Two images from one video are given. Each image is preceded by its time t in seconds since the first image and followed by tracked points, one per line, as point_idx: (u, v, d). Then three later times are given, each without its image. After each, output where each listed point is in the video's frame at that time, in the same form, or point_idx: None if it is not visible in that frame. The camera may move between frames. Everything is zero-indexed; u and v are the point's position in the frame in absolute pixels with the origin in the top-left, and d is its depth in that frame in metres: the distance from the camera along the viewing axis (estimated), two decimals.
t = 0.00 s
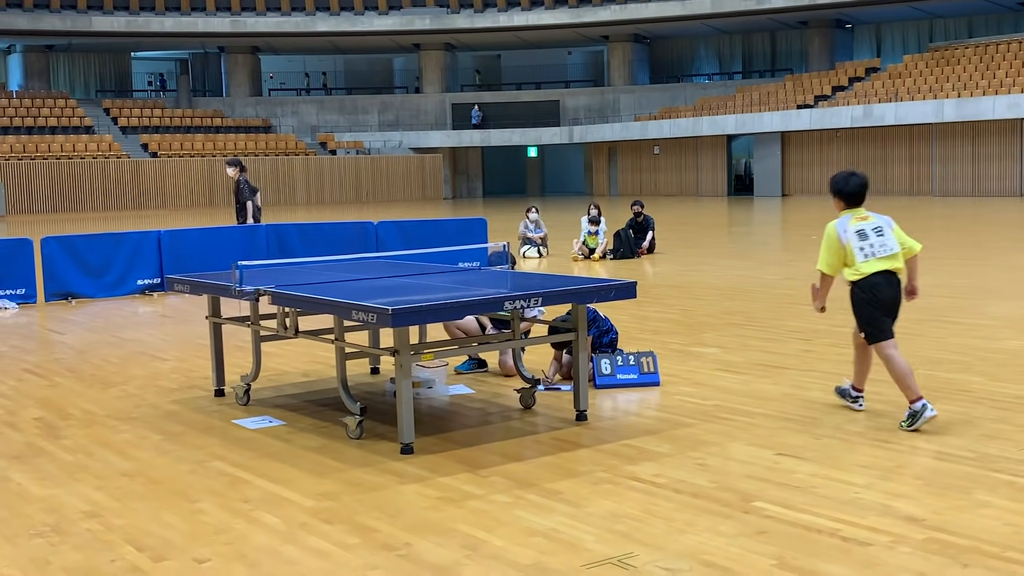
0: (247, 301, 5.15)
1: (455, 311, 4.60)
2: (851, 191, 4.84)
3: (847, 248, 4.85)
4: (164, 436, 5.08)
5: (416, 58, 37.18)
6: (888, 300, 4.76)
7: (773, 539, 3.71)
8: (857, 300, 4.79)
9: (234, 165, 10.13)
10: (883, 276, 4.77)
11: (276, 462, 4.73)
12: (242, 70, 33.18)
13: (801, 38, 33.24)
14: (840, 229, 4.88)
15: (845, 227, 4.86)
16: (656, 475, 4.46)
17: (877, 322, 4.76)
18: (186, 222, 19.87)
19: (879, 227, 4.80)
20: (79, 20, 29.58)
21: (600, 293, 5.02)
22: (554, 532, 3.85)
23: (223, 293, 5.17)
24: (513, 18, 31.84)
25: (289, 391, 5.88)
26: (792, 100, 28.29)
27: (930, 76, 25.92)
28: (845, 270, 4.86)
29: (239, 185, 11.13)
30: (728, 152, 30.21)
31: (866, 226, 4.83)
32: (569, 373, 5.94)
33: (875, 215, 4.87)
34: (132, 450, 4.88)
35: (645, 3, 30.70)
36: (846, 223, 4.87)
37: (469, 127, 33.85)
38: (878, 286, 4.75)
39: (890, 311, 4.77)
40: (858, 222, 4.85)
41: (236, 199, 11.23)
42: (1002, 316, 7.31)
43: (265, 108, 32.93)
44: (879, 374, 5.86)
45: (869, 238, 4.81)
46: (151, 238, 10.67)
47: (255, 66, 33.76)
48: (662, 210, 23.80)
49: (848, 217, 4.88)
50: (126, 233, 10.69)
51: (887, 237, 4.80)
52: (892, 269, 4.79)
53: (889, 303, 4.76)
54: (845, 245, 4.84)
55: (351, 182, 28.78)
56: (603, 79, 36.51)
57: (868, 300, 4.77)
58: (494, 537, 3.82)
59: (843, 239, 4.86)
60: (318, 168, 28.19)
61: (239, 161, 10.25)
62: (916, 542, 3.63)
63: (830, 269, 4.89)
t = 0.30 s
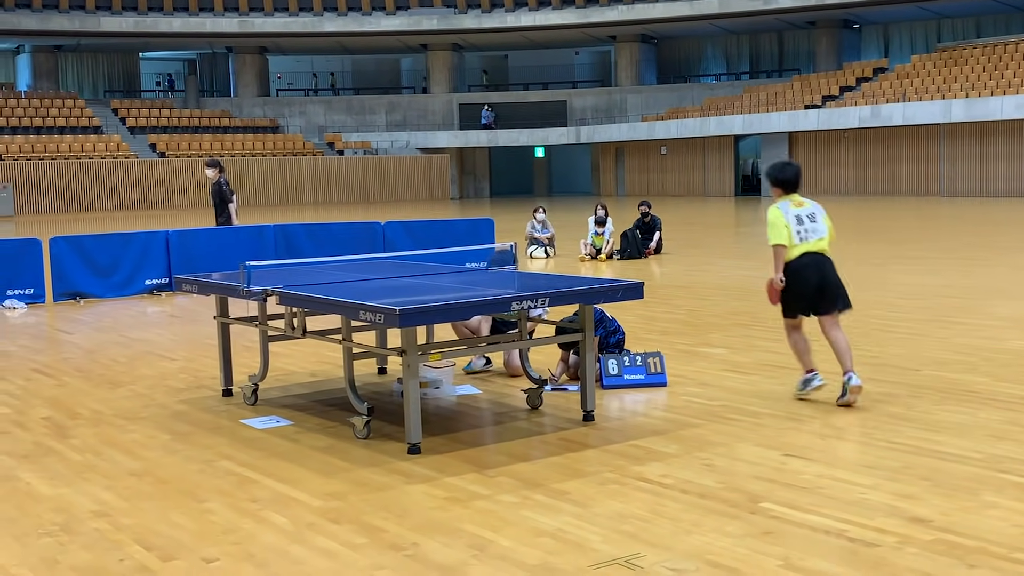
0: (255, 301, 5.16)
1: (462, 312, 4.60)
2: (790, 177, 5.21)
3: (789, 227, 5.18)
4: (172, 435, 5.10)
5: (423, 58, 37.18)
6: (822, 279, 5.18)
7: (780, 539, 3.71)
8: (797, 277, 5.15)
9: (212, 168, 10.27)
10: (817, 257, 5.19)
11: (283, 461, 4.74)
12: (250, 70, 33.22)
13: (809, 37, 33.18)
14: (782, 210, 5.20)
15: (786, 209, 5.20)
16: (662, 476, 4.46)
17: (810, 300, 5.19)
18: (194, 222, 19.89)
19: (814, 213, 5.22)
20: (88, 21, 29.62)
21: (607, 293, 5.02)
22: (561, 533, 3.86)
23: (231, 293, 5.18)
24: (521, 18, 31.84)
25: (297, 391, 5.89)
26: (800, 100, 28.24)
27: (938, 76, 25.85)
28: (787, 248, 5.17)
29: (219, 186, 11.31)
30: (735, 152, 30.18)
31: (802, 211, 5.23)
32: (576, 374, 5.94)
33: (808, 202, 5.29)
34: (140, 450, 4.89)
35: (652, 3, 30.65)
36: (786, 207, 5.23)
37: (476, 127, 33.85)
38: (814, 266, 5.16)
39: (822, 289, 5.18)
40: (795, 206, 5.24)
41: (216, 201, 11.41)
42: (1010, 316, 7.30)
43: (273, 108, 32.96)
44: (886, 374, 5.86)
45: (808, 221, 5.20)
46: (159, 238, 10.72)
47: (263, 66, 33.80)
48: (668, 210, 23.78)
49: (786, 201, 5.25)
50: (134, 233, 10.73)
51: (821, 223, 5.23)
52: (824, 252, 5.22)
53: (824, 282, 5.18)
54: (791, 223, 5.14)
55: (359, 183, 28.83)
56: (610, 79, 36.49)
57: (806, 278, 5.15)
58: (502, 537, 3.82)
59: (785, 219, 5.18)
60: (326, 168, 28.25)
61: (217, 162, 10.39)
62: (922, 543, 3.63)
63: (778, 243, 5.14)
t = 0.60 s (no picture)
0: (263, 302, 5.17)
1: (470, 313, 4.60)
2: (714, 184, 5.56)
3: (724, 232, 5.57)
4: (181, 436, 5.11)
5: (431, 60, 37.19)
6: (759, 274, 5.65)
7: (790, 542, 3.70)
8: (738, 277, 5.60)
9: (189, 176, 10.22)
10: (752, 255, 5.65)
11: (292, 462, 4.75)
12: (258, 71, 33.28)
13: (817, 38, 33.13)
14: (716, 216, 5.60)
15: (719, 214, 5.58)
16: (671, 477, 4.45)
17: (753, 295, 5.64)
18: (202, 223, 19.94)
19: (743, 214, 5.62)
20: (96, 22, 29.68)
21: (615, 295, 5.02)
22: (569, 534, 3.85)
23: (239, 293, 5.18)
24: (528, 19, 31.82)
25: (305, 391, 5.90)
26: (808, 101, 28.19)
27: (946, 77, 25.77)
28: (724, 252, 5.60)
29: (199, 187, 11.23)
30: (743, 153, 30.17)
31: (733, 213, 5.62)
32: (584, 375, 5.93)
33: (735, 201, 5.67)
34: (149, 450, 4.90)
35: (660, 5, 30.60)
36: (718, 212, 5.59)
37: (483, 128, 33.85)
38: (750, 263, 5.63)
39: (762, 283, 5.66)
40: (725, 210, 5.60)
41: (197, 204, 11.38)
42: (1019, 318, 7.28)
43: (280, 109, 32.99)
44: (895, 376, 5.85)
45: (740, 222, 5.60)
46: (167, 238, 10.75)
47: (271, 68, 33.86)
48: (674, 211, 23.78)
49: (716, 206, 5.60)
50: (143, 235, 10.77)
51: (751, 220, 5.64)
52: (756, 249, 5.68)
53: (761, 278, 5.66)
54: (725, 230, 5.54)
55: (367, 185, 28.86)
56: (618, 80, 36.46)
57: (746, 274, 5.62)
58: (509, 539, 3.82)
59: (719, 224, 5.57)
60: (333, 169, 28.29)
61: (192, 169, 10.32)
62: (932, 545, 3.62)
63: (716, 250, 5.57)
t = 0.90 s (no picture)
0: (273, 303, 5.18)
1: (479, 314, 4.61)
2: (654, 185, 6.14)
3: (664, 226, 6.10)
4: (191, 436, 5.12)
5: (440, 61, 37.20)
6: (687, 269, 6.21)
7: (800, 543, 3.69)
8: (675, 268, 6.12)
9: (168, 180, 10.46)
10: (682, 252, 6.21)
11: (301, 463, 4.76)
12: (268, 74, 33.35)
13: (826, 38, 33.06)
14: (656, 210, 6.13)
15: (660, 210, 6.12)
16: (680, 479, 4.45)
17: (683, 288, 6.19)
18: (212, 225, 19.97)
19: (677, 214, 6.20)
20: (106, 24, 29.73)
21: (625, 295, 5.01)
22: (578, 535, 3.85)
23: (250, 294, 5.19)
24: (538, 20, 31.80)
25: (315, 392, 5.90)
26: (818, 102, 28.13)
27: (957, 77, 25.69)
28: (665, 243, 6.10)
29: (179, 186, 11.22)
30: (753, 153, 30.13)
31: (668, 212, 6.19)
32: (593, 375, 5.92)
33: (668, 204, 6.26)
34: (161, 451, 4.91)
35: (669, 6, 30.52)
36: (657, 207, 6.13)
37: (493, 129, 33.84)
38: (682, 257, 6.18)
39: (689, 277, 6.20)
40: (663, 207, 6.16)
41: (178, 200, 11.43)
42: None
43: (290, 111, 32.98)
44: (905, 376, 5.83)
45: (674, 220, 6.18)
46: (178, 239, 10.77)
47: (280, 70, 33.91)
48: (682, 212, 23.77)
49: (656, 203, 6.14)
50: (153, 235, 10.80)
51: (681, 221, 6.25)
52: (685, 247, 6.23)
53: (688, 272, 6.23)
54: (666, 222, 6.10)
55: (377, 186, 28.90)
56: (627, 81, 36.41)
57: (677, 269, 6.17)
58: (519, 540, 3.82)
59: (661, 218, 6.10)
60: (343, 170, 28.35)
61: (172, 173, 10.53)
62: (943, 547, 3.61)
63: (658, 241, 6.07)
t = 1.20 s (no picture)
0: (286, 305, 5.20)
1: (491, 316, 4.62)
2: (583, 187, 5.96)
3: (586, 232, 6.03)
4: (205, 439, 5.14)
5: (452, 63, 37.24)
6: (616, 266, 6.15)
7: (814, 545, 3.68)
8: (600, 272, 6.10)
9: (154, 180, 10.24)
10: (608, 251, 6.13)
11: (314, 465, 4.77)
12: (280, 76, 33.46)
13: (838, 38, 32.96)
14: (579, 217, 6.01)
15: (583, 216, 5.98)
16: (693, 481, 4.44)
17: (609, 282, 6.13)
18: (225, 227, 20.03)
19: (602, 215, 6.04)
20: (119, 27, 29.83)
21: (637, 297, 5.00)
22: (591, 537, 3.85)
23: (262, 297, 5.21)
24: (549, 22, 31.75)
25: (328, 394, 5.91)
26: (830, 103, 28.02)
27: (970, 78, 25.59)
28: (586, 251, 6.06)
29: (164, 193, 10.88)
30: (766, 154, 30.06)
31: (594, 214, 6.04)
32: (605, 377, 5.92)
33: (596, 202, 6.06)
34: (174, 454, 4.93)
35: (681, 7, 30.45)
36: (581, 215, 5.99)
37: (505, 131, 33.85)
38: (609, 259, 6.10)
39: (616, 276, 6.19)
40: (588, 212, 6.00)
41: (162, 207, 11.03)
42: None
43: (302, 113, 32.97)
44: (918, 378, 5.81)
45: (600, 223, 6.04)
46: (190, 242, 10.82)
47: (292, 72, 34.01)
48: (694, 213, 23.74)
49: (580, 208, 5.99)
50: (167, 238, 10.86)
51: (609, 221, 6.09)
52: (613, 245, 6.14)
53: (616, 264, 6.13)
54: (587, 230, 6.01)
55: (389, 189, 28.94)
56: (639, 82, 36.37)
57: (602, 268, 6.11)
58: (532, 542, 3.82)
59: (582, 225, 6.00)
60: (355, 173, 28.38)
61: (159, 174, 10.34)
62: (957, 549, 3.60)
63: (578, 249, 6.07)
